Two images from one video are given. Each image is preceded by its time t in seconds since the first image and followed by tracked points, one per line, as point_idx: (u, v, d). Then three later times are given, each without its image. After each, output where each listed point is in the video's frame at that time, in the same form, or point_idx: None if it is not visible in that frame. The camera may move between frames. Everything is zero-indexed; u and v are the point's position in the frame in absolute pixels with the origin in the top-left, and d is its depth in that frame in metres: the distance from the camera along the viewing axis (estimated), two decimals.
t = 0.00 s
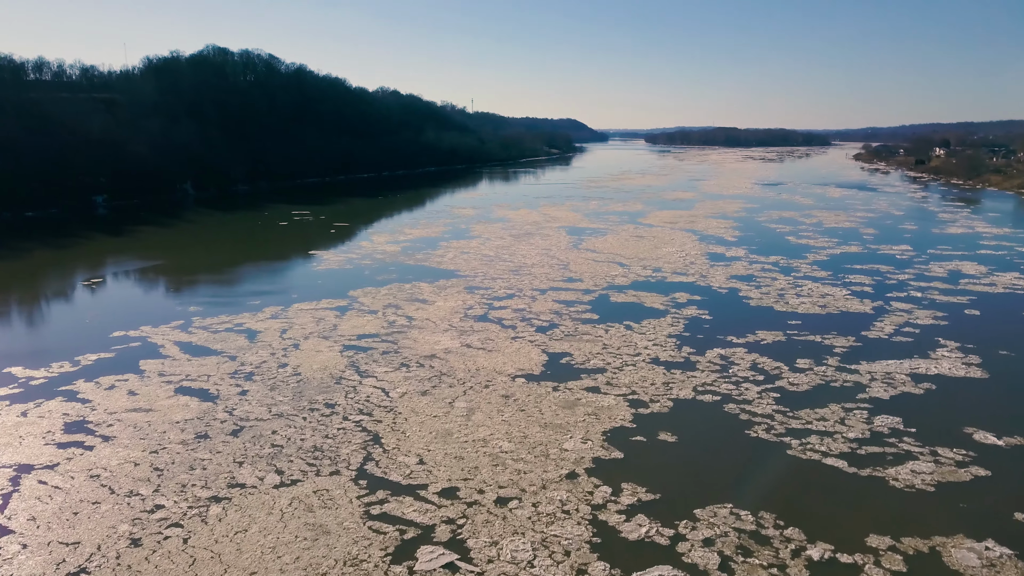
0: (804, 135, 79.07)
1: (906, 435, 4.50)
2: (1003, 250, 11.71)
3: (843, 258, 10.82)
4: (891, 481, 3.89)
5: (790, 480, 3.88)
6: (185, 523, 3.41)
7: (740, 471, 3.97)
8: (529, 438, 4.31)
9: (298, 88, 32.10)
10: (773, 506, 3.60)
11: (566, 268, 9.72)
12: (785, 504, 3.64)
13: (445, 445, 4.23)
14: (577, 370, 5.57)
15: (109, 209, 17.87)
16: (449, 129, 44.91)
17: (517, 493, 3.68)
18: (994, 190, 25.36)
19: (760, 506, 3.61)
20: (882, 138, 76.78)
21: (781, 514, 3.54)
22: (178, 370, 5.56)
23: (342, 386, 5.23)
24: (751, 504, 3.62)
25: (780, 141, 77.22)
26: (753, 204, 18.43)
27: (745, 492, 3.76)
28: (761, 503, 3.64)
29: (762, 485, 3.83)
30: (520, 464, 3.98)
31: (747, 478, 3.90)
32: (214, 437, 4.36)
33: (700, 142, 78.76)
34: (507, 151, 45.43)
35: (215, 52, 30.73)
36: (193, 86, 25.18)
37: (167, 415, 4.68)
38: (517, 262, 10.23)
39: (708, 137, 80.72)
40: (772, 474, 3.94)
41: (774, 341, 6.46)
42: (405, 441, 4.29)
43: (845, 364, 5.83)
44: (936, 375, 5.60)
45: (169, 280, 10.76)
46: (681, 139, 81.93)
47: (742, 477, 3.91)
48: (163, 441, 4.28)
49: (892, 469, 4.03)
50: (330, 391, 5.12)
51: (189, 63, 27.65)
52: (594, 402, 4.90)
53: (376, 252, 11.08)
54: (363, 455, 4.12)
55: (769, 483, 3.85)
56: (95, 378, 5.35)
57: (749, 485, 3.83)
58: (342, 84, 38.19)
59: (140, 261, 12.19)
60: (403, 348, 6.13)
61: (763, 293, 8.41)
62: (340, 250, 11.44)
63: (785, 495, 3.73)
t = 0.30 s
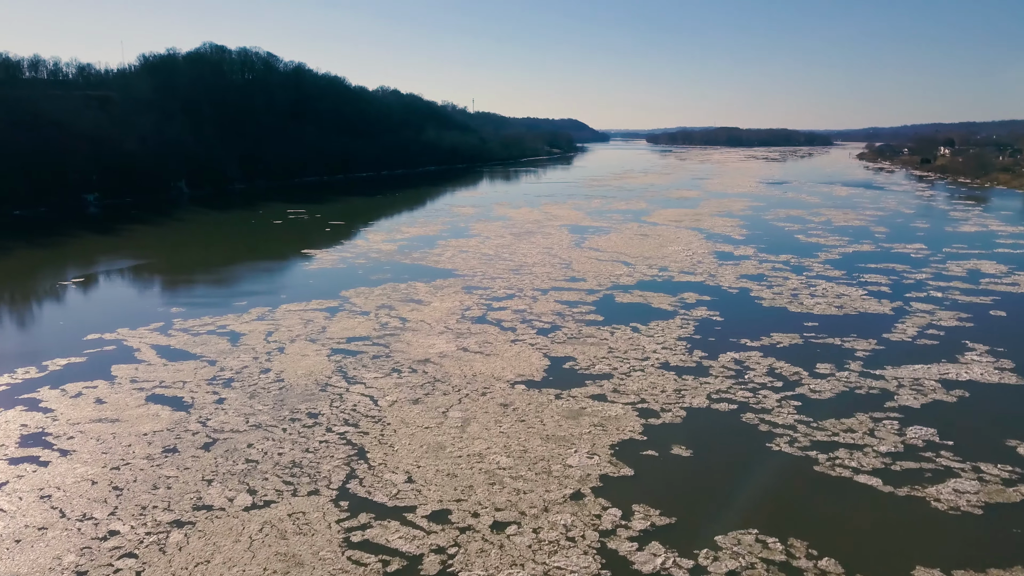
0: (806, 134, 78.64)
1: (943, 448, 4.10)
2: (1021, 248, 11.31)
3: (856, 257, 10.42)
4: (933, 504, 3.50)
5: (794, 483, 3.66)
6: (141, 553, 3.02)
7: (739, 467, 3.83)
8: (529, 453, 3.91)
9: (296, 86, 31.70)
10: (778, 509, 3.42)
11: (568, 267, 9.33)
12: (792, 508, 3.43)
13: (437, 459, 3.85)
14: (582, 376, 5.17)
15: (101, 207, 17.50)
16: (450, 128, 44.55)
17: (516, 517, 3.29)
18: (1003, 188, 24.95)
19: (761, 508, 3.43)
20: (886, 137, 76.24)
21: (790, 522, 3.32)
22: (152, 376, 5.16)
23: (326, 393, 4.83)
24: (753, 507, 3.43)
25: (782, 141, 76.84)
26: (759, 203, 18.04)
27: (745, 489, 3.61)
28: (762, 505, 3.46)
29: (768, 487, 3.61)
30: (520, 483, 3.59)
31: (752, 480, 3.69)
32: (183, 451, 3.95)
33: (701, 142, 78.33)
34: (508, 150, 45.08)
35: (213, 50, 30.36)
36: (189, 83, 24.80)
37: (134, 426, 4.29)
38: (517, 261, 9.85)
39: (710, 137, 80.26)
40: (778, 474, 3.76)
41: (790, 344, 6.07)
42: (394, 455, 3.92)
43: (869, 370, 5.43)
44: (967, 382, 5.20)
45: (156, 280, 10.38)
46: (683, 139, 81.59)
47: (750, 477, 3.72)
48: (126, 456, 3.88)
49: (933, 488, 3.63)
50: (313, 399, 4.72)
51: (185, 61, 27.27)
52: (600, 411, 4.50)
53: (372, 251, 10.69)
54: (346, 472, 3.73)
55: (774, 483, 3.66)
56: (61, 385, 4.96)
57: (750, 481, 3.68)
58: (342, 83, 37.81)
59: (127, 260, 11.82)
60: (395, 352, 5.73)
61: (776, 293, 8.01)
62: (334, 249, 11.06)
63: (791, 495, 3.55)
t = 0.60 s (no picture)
0: (809, 134, 78.25)
1: (986, 465, 3.72)
2: None
3: (870, 256, 10.03)
4: (983, 531, 3.12)
5: (794, 482, 3.53)
6: None
7: (740, 462, 3.73)
8: (530, 472, 3.54)
9: (295, 85, 31.33)
10: (777, 507, 3.30)
11: (572, 267, 8.95)
12: (790, 507, 3.31)
13: (429, 477, 3.48)
14: (587, 383, 4.80)
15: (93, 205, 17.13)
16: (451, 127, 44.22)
17: (515, 548, 2.93)
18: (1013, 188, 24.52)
19: (760, 507, 3.31)
20: (890, 137, 75.77)
21: (787, 523, 3.19)
22: (123, 383, 4.79)
23: (310, 403, 4.45)
24: (751, 506, 3.31)
25: (785, 141, 76.42)
26: (765, 202, 17.66)
27: (745, 484, 3.50)
28: (760, 503, 3.34)
29: (772, 488, 3.47)
30: (519, 507, 3.22)
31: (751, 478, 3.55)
32: (149, 468, 3.57)
33: (704, 142, 77.92)
34: (510, 150, 44.75)
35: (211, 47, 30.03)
36: (186, 80, 24.45)
37: (97, 439, 3.92)
38: (519, 261, 9.47)
39: (713, 137, 79.79)
40: (783, 473, 3.62)
41: (808, 348, 5.68)
42: (382, 472, 3.55)
43: (896, 377, 5.03)
44: (1004, 390, 4.80)
45: (144, 279, 10.03)
46: (685, 139, 81.26)
47: (751, 478, 3.56)
48: (83, 475, 3.50)
49: (981, 514, 3.25)
50: (295, 410, 4.34)
51: (183, 58, 26.95)
52: (608, 423, 4.12)
53: (368, 249, 10.33)
54: (327, 492, 3.36)
55: (775, 482, 3.54)
56: (26, 393, 4.60)
57: (750, 478, 3.56)
58: (342, 82, 37.45)
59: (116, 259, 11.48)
60: (387, 357, 5.35)
61: (791, 294, 7.64)
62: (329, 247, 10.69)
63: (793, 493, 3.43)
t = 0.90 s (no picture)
0: (812, 134, 77.79)
1: None
2: None
3: (887, 257, 9.61)
4: None
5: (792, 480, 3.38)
6: None
7: (763, 482, 3.36)
8: (531, 496, 3.15)
9: (294, 83, 30.92)
10: (774, 506, 3.15)
11: (576, 268, 8.55)
12: (787, 505, 3.17)
13: (417, 505, 3.07)
14: (595, 393, 4.40)
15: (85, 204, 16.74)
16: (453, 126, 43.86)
17: None
18: None
19: (758, 505, 3.16)
20: (893, 138, 75.42)
21: (786, 522, 3.04)
22: (87, 392, 4.39)
23: (290, 416, 4.05)
24: (748, 504, 3.16)
25: (788, 141, 75.98)
26: (773, 201, 17.24)
27: (741, 482, 3.35)
28: (758, 502, 3.19)
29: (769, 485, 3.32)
30: (519, 540, 2.83)
31: (747, 479, 3.39)
32: (100, 493, 3.16)
33: (707, 142, 77.50)
34: (512, 150, 44.39)
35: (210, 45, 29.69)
36: (183, 77, 24.10)
37: (49, 458, 3.52)
38: (520, 261, 9.06)
39: (716, 137, 79.39)
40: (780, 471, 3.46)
41: (831, 354, 5.28)
42: (364, 498, 3.15)
43: (931, 386, 4.62)
44: None
45: (129, 279, 9.66)
46: (688, 139, 80.84)
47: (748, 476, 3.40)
48: (26, 501, 3.09)
49: None
50: (273, 424, 3.94)
51: (181, 56, 26.60)
52: (618, 440, 3.73)
53: (364, 249, 9.93)
54: (300, 523, 2.95)
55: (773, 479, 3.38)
56: None
57: (747, 475, 3.41)
58: (341, 81, 37.06)
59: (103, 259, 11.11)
60: (377, 365, 4.95)
61: (807, 295, 7.22)
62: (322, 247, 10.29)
63: (788, 490, 3.29)
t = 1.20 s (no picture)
0: (815, 134, 77.39)
1: None
2: None
3: (903, 257, 9.23)
4: None
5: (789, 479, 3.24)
6: None
7: (787, 508, 3.01)
8: (531, 529, 2.78)
9: (293, 82, 30.54)
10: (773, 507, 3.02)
11: (579, 268, 8.18)
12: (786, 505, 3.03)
13: (401, 539, 2.70)
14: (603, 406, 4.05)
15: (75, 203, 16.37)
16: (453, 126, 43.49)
17: None
18: None
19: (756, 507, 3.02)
20: (896, 137, 74.96)
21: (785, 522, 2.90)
22: (47, 405, 4.01)
23: (266, 433, 3.67)
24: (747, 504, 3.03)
25: (790, 142, 75.58)
26: (779, 200, 16.88)
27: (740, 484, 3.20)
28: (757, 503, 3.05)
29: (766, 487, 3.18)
30: None
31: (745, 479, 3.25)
32: (42, 526, 2.79)
33: (709, 142, 77.11)
34: (513, 150, 44.03)
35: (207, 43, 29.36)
36: (179, 76, 23.76)
37: None
38: (521, 262, 8.70)
39: (718, 138, 79.02)
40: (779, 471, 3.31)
41: (855, 362, 4.90)
42: (342, 532, 2.77)
43: (967, 398, 4.25)
44: None
45: (114, 279, 9.31)
46: (690, 139, 80.45)
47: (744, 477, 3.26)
48: None
49: None
50: (246, 442, 3.56)
51: (178, 55, 26.26)
52: (628, 462, 3.35)
53: (358, 249, 9.56)
54: (265, 563, 2.58)
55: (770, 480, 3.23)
56: None
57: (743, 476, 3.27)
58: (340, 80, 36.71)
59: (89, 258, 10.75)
60: (364, 374, 4.57)
61: (823, 297, 6.86)
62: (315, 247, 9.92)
63: (788, 489, 3.16)
